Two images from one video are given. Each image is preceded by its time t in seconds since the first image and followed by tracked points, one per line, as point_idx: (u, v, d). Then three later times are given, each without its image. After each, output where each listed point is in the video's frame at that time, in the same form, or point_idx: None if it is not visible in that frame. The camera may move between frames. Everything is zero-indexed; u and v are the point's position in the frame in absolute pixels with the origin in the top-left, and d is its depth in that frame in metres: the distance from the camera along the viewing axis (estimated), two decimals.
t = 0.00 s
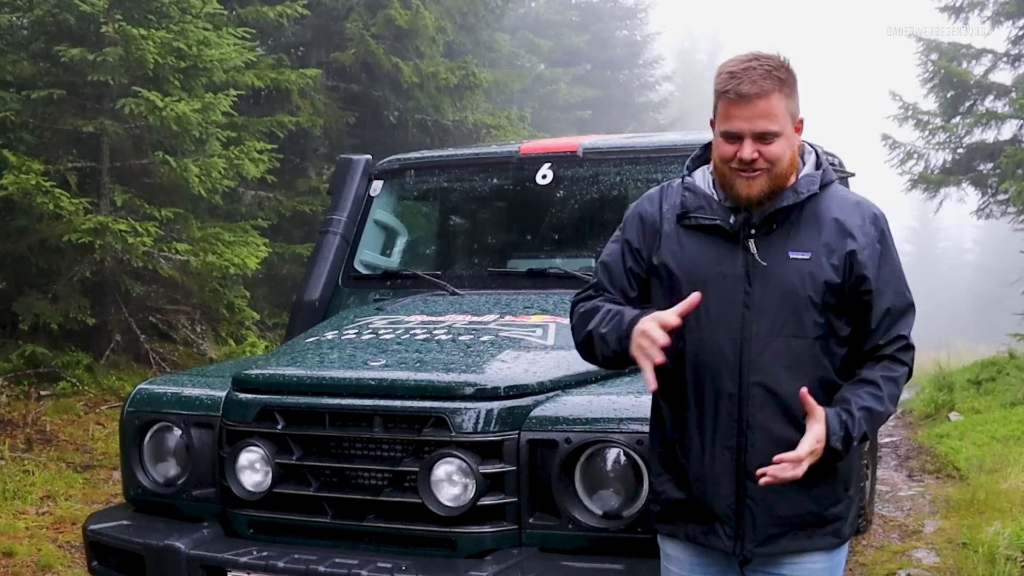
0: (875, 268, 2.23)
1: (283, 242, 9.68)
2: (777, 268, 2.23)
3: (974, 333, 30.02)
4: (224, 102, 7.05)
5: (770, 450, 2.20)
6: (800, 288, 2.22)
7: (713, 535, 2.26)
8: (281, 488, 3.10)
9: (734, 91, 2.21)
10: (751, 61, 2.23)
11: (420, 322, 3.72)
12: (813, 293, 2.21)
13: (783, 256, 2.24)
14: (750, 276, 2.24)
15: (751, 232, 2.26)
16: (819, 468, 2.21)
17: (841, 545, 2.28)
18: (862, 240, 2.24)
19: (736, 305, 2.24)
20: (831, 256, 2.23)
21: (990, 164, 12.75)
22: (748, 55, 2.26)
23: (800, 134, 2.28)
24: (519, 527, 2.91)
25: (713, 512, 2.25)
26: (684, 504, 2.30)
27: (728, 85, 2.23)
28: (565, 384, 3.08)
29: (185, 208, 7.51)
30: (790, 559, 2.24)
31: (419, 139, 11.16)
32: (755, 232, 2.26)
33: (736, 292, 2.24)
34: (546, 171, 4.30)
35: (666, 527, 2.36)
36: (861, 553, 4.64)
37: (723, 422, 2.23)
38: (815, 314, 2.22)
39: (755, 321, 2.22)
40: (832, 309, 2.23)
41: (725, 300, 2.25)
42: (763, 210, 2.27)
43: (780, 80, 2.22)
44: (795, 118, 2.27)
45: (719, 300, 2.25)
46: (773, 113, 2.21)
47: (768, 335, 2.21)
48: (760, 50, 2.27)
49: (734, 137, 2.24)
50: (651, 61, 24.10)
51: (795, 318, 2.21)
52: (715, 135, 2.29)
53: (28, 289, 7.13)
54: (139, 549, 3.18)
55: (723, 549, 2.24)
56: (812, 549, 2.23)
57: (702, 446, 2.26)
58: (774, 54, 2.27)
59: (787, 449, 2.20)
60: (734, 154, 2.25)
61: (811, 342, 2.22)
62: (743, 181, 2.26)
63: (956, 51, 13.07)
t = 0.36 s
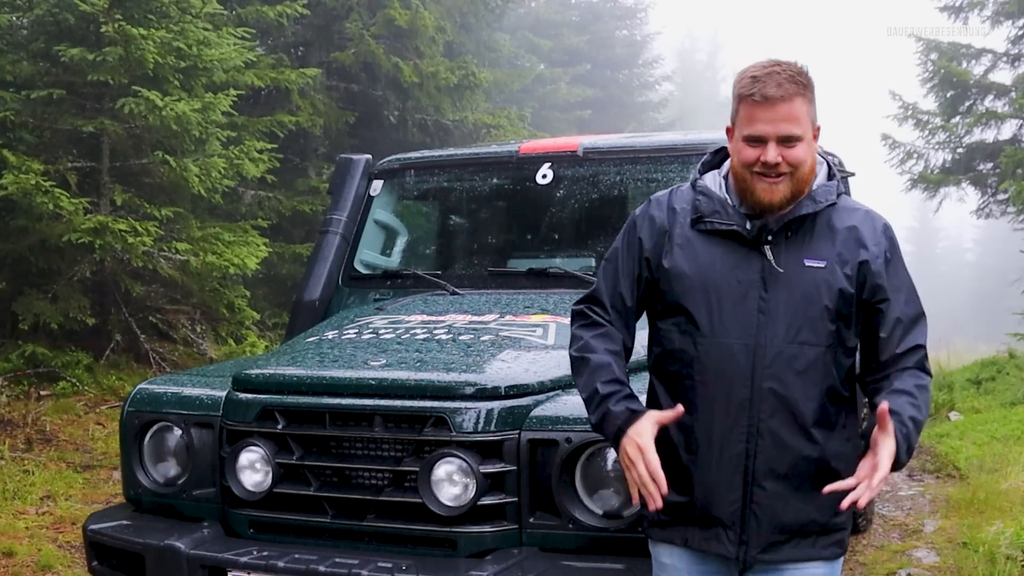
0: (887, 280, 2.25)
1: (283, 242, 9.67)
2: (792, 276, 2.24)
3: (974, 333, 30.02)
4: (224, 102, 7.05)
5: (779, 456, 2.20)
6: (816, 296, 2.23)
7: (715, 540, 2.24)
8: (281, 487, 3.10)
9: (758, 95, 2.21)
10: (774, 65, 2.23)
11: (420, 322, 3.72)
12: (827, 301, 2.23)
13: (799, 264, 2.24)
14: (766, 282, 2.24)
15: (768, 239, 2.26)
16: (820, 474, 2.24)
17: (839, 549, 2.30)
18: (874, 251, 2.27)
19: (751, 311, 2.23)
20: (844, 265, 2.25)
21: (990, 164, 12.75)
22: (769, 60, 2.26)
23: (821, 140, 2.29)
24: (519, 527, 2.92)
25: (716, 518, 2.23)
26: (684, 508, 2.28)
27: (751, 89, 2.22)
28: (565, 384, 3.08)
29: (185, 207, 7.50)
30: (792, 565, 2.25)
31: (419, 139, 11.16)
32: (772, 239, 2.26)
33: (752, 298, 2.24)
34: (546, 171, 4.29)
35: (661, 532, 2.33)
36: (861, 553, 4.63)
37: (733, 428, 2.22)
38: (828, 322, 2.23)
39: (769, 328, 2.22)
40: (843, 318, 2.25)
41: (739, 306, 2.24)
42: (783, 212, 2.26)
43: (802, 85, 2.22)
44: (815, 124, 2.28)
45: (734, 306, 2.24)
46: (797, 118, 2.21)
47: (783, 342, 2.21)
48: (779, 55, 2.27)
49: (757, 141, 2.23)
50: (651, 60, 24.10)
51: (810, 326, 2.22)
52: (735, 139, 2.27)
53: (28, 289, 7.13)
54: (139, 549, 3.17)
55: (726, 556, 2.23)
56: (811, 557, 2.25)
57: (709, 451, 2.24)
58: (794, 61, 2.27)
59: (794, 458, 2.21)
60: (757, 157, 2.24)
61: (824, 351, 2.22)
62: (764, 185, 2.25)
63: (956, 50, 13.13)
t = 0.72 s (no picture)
0: (867, 266, 2.23)
1: (284, 241, 9.68)
2: (768, 270, 2.23)
3: (974, 333, 30.02)
4: (225, 101, 7.05)
5: (768, 450, 2.19)
6: (793, 289, 2.22)
7: (715, 541, 2.24)
8: (282, 487, 3.09)
9: (725, 75, 2.27)
10: (738, 50, 2.31)
11: (421, 321, 3.72)
12: (805, 293, 2.21)
13: (775, 258, 2.24)
14: (742, 279, 2.24)
15: (740, 235, 2.26)
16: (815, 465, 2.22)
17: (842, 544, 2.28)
18: (852, 237, 2.25)
19: (729, 310, 2.23)
20: (822, 254, 2.24)
21: (990, 163, 12.76)
22: (731, 47, 2.34)
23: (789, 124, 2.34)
24: (520, 526, 2.91)
25: (714, 519, 2.23)
26: (682, 513, 2.28)
27: (718, 70, 2.28)
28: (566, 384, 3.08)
29: (185, 207, 7.50)
30: (794, 560, 2.24)
31: (419, 138, 11.17)
32: (744, 234, 2.26)
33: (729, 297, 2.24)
34: (547, 171, 4.29)
35: (662, 536, 2.33)
36: (863, 552, 4.63)
37: (721, 427, 2.22)
38: (809, 314, 2.22)
39: (748, 325, 2.21)
40: (826, 308, 2.23)
41: (717, 304, 2.25)
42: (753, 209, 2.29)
43: (767, 65, 2.29)
44: (783, 106, 2.33)
45: (712, 306, 2.25)
46: (764, 95, 2.27)
47: (762, 338, 2.21)
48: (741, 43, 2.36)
49: (727, 120, 2.27)
50: (652, 60, 24.07)
51: (791, 320, 2.21)
52: (705, 124, 2.32)
53: (29, 289, 7.13)
54: (139, 548, 3.18)
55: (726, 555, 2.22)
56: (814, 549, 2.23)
57: (701, 451, 2.25)
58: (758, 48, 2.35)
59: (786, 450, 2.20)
60: (728, 138, 2.27)
61: (807, 342, 2.21)
62: (739, 165, 2.27)
63: (956, 50, 13.21)
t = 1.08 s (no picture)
0: (846, 258, 2.19)
1: (285, 241, 9.68)
2: (746, 264, 2.24)
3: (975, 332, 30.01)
4: (225, 101, 7.05)
5: (753, 445, 2.19)
6: (770, 282, 2.21)
7: (704, 536, 2.26)
8: (283, 487, 3.09)
9: (696, 72, 2.29)
10: (710, 48, 2.33)
11: (423, 321, 3.72)
12: (783, 286, 2.20)
13: (753, 252, 2.24)
14: (720, 273, 2.25)
15: (718, 230, 2.27)
16: (801, 461, 2.20)
17: (833, 544, 2.25)
18: (831, 230, 2.21)
19: (708, 304, 2.25)
20: (800, 247, 2.22)
21: (991, 162, 12.76)
22: (705, 45, 2.37)
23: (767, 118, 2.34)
24: (521, 526, 2.91)
25: (700, 513, 2.25)
26: (671, 507, 2.31)
27: (689, 68, 2.31)
28: (567, 384, 3.08)
29: (186, 207, 7.50)
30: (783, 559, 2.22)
31: (420, 138, 11.17)
32: (723, 229, 2.27)
33: (708, 291, 2.25)
34: (547, 170, 4.29)
35: (657, 531, 2.36)
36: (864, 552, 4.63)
37: (703, 420, 2.24)
38: (788, 307, 2.20)
39: (726, 318, 2.22)
40: (805, 302, 2.21)
41: (698, 299, 2.26)
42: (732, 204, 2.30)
43: (739, 61, 2.30)
44: (759, 101, 2.33)
45: (692, 300, 2.27)
46: (735, 90, 2.28)
47: (740, 331, 2.21)
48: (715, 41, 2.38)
49: (699, 116, 2.29)
50: (652, 59, 24.03)
51: (769, 312, 2.20)
52: (680, 121, 2.34)
53: (29, 288, 7.13)
54: (140, 548, 3.18)
55: (711, 549, 2.24)
56: (803, 547, 2.20)
57: (687, 444, 2.27)
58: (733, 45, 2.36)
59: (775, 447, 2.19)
60: (700, 133, 2.29)
61: (787, 335, 2.20)
62: (711, 159, 2.29)
63: (956, 49, 13.21)
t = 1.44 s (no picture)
0: (866, 263, 2.20)
1: (286, 240, 9.68)
2: (765, 264, 2.23)
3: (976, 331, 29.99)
4: (226, 100, 7.04)
5: (761, 445, 2.19)
6: (791, 283, 2.21)
7: (708, 535, 2.25)
8: (283, 486, 3.09)
9: (717, 74, 2.29)
10: (731, 50, 2.34)
11: (424, 320, 3.72)
12: (803, 287, 2.20)
13: (773, 251, 2.23)
14: (739, 272, 2.25)
15: (738, 229, 2.26)
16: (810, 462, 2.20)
17: (835, 547, 2.25)
18: (852, 235, 2.22)
19: (725, 302, 2.24)
20: (821, 249, 2.22)
21: (993, 161, 12.75)
22: (726, 47, 2.37)
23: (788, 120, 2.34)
24: (522, 525, 2.91)
25: (704, 512, 2.25)
26: (677, 505, 2.30)
27: (710, 70, 2.31)
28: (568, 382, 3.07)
29: (187, 206, 7.49)
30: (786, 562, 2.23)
31: (421, 137, 11.17)
32: (743, 228, 2.27)
33: (726, 289, 2.25)
34: (549, 169, 4.30)
35: (662, 529, 2.35)
36: (865, 551, 4.63)
37: (712, 418, 2.24)
38: (805, 308, 2.20)
39: (743, 316, 2.22)
40: (822, 304, 2.21)
41: (714, 298, 2.26)
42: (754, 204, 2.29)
43: (760, 62, 2.30)
44: (780, 103, 2.33)
45: (710, 299, 2.26)
46: (756, 91, 2.28)
47: (757, 330, 2.20)
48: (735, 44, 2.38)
49: (721, 118, 2.29)
50: (653, 59, 23.99)
51: (788, 312, 2.20)
52: (702, 123, 2.34)
53: (30, 287, 7.14)
54: (141, 548, 3.17)
55: (714, 549, 2.23)
56: (807, 550, 2.21)
57: (694, 442, 2.27)
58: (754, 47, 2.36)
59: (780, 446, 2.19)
60: (722, 135, 2.29)
61: (803, 335, 2.20)
62: (734, 161, 2.28)
63: (958, 49, 13.19)
